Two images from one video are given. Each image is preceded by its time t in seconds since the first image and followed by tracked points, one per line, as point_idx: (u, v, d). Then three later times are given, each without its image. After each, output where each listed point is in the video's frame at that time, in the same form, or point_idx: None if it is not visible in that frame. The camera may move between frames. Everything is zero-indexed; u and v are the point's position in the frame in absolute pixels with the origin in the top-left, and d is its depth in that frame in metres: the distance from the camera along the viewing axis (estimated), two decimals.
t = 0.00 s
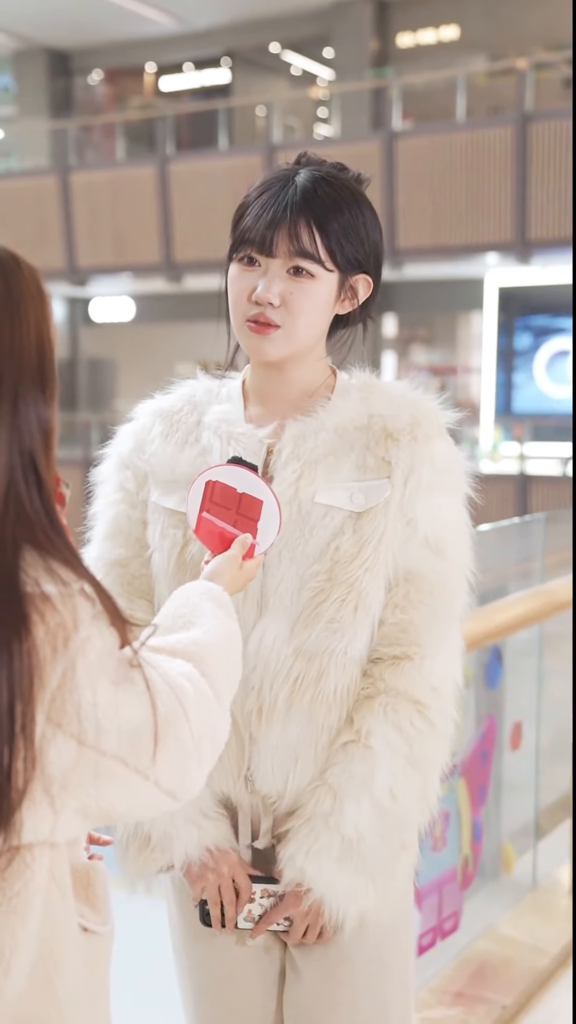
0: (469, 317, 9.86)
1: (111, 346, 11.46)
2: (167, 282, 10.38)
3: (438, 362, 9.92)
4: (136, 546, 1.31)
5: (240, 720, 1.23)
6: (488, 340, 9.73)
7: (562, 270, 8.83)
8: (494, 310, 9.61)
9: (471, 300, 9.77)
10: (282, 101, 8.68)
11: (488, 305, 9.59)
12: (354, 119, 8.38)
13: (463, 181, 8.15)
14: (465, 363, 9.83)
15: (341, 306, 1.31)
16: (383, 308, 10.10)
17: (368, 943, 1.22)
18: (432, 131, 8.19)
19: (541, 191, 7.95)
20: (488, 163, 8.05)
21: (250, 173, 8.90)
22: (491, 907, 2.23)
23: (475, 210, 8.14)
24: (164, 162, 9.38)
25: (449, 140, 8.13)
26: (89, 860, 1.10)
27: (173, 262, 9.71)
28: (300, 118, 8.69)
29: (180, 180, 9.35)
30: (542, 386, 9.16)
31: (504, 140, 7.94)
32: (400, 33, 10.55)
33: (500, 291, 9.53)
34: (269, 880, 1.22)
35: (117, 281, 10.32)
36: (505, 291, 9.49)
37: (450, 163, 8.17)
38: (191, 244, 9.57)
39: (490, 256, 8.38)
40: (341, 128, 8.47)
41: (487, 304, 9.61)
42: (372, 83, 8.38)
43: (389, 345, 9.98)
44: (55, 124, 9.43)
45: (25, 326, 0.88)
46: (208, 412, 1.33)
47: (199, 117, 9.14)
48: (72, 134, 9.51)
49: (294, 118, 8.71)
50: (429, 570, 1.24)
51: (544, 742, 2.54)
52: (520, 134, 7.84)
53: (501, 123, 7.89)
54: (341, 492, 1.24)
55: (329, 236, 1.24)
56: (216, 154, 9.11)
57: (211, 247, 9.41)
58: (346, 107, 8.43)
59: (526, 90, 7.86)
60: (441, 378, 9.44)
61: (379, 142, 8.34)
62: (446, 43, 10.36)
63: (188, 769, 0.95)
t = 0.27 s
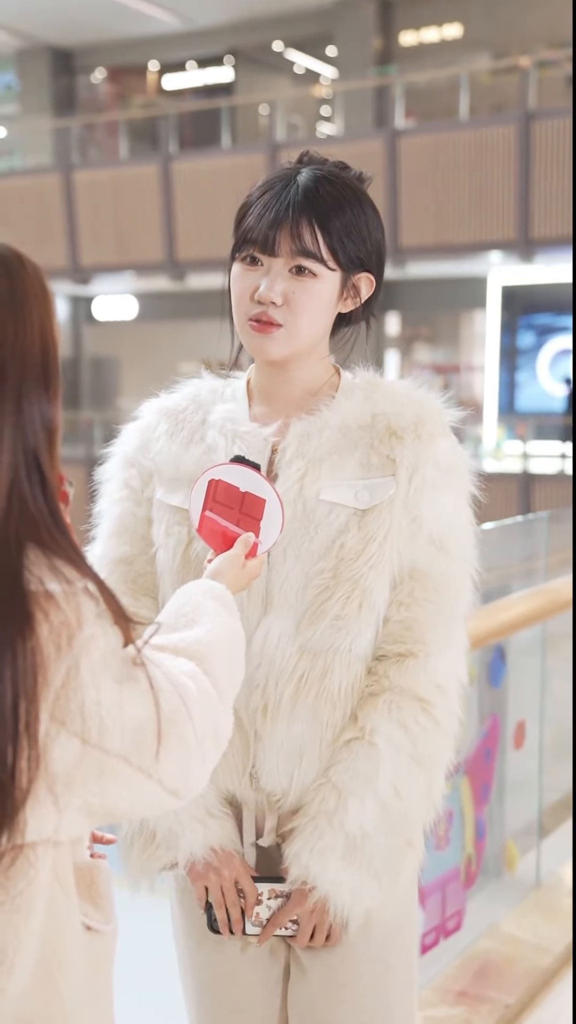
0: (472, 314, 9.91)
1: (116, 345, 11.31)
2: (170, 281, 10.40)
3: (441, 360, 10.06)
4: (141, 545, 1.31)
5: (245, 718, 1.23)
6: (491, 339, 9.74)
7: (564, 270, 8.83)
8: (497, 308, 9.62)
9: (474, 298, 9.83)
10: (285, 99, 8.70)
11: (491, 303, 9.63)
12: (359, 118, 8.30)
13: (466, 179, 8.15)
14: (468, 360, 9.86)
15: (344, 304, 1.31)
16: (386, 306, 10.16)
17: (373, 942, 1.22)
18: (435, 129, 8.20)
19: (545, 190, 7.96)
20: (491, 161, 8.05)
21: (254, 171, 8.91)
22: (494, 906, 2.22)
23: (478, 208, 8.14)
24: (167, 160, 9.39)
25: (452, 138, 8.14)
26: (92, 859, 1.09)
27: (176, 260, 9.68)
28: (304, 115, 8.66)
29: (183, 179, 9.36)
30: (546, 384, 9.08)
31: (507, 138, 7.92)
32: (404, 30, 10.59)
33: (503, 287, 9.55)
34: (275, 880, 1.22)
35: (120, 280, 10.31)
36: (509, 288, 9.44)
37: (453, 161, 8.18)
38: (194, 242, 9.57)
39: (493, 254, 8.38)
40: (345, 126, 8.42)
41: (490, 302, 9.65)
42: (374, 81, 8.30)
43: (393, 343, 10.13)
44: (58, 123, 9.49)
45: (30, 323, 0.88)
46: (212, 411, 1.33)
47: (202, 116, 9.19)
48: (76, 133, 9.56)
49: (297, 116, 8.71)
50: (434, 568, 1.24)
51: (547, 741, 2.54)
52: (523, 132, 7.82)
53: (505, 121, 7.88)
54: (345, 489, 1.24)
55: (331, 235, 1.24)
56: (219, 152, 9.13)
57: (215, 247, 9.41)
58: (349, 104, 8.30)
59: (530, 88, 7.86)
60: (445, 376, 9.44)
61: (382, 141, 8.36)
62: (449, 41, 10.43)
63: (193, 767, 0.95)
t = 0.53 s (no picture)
0: (475, 314, 9.90)
1: (119, 345, 11.27)
2: (173, 279, 10.42)
3: (445, 360, 9.99)
4: (146, 543, 1.31)
5: (252, 718, 1.23)
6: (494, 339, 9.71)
7: (568, 269, 8.79)
8: (501, 307, 9.59)
9: (478, 297, 9.82)
10: (289, 98, 8.76)
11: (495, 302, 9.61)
12: (363, 117, 8.46)
13: (469, 178, 8.12)
14: (471, 360, 9.83)
15: (347, 299, 1.31)
16: (389, 305, 10.17)
17: (378, 940, 1.22)
18: (438, 128, 8.19)
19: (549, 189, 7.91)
20: (496, 159, 8.00)
21: (257, 170, 8.92)
22: (498, 905, 2.23)
23: (482, 207, 8.11)
24: (170, 159, 9.39)
25: (456, 136, 8.11)
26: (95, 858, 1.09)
27: (179, 260, 9.69)
28: (307, 113, 8.84)
29: (187, 179, 9.36)
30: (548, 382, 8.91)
31: (511, 135, 7.87)
32: (408, 29, 10.68)
33: (506, 286, 9.58)
34: (281, 880, 1.21)
35: (123, 278, 10.31)
36: (512, 287, 9.52)
37: (456, 159, 8.16)
38: (197, 240, 9.55)
39: (496, 253, 8.34)
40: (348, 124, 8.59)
41: (494, 301, 9.63)
42: (379, 80, 8.47)
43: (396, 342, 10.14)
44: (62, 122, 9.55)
45: (34, 323, 0.88)
46: (218, 410, 1.33)
47: (207, 113, 9.23)
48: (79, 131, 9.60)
49: (300, 115, 8.85)
50: (441, 568, 1.24)
51: (550, 741, 2.55)
52: (528, 129, 7.78)
53: (509, 118, 7.84)
54: (353, 489, 1.24)
55: (332, 229, 1.24)
56: (222, 151, 9.13)
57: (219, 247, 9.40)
58: (353, 103, 8.56)
59: (534, 88, 7.86)
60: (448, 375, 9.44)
61: (385, 139, 8.36)
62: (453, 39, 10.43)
63: (198, 766, 0.95)
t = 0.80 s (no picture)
0: (477, 313, 9.89)
1: (121, 343, 11.33)
2: (175, 279, 10.42)
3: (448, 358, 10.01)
4: (146, 543, 1.31)
5: (250, 719, 1.23)
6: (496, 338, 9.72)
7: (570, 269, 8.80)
8: (503, 306, 9.58)
9: (481, 297, 9.82)
10: (290, 97, 8.77)
11: (497, 301, 9.60)
12: (364, 116, 8.45)
13: (471, 178, 8.12)
14: (474, 359, 9.83)
15: (346, 296, 1.31)
16: (391, 304, 10.15)
17: (377, 940, 1.22)
18: (440, 127, 8.18)
19: (551, 188, 7.90)
20: (499, 158, 7.99)
21: (258, 168, 8.90)
22: (499, 905, 2.22)
23: (485, 207, 8.10)
24: (172, 157, 9.35)
25: (458, 135, 8.11)
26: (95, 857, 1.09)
27: (181, 259, 9.66)
28: (309, 112, 8.80)
29: (188, 178, 9.32)
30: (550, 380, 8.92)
31: (513, 135, 7.87)
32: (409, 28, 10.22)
33: (509, 286, 9.58)
34: (279, 880, 1.21)
35: (125, 277, 10.29)
36: (514, 286, 9.51)
37: (458, 158, 8.16)
38: (199, 240, 9.53)
39: (499, 253, 8.32)
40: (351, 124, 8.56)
41: (496, 300, 9.62)
42: (381, 80, 8.47)
43: (398, 341, 10.16)
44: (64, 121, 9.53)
45: (34, 322, 0.88)
46: (217, 409, 1.33)
47: (208, 112, 9.22)
48: (81, 130, 9.62)
49: (302, 114, 8.82)
50: (440, 568, 1.24)
51: (552, 741, 2.55)
52: (530, 128, 7.79)
53: (511, 118, 7.84)
54: (352, 490, 1.24)
55: (329, 226, 1.24)
56: (224, 150, 9.10)
57: (221, 246, 9.39)
58: (355, 103, 8.52)
59: (536, 88, 7.89)
60: (451, 375, 9.44)
61: (388, 139, 8.37)
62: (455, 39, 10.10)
63: (197, 766, 0.94)
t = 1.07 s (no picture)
0: (479, 313, 9.90)
1: (123, 342, 11.32)
2: (177, 278, 10.45)
3: (449, 358, 9.96)
4: (146, 543, 1.31)
5: (250, 720, 1.23)
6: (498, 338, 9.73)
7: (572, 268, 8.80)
8: (505, 306, 9.58)
9: (483, 297, 9.82)
10: (292, 97, 8.78)
11: (499, 300, 9.58)
12: (366, 117, 8.48)
13: (473, 178, 8.12)
14: (476, 359, 9.85)
15: (344, 290, 1.31)
16: (394, 304, 10.05)
17: (376, 940, 1.22)
18: (442, 127, 8.18)
19: (552, 187, 7.90)
20: (501, 157, 7.99)
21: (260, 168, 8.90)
22: (500, 905, 2.22)
23: (487, 207, 8.10)
24: (174, 157, 9.36)
25: (460, 134, 8.10)
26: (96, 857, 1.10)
27: (183, 259, 9.66)
28: (311, 112, 8.76)
29: (190, 178, 9.33)
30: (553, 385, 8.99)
31: (515, 134, 7.87)
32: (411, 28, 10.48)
33: (510, 286, 9.54)
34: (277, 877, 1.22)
35: (127, 277, 10.29)
36: (515, 286, 9.47)
37: (460, 157, 8.16)
38: (201, 240, 9.54)
39: (501, 252, 8.33)
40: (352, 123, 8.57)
41: (498, 299, 9.60)
42: (383, 80, 8.52)
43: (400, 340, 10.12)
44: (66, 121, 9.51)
45: (35, 322, 0.88)
46: (217, 409, 1.33)
47: (210, 112, 9.22)
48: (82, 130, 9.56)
49: (304, 114, 8.80)
50: (441, 569, 1.24)
51: (554, 740, 2.55)
52: (531, 128, 7.80)
53: (512, 118, 7.84)
54: (351, 490, 1.24)
55: (324, 221, 1.24)
56: (226, 150, 9.12)
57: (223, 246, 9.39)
58: (357, 103, 8.52)
59: (538, 87, 7.90)
60: (453, 375, 9.46)
61: (390, 138, 8.36)
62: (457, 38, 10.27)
63: (196, 765, 0.94)
